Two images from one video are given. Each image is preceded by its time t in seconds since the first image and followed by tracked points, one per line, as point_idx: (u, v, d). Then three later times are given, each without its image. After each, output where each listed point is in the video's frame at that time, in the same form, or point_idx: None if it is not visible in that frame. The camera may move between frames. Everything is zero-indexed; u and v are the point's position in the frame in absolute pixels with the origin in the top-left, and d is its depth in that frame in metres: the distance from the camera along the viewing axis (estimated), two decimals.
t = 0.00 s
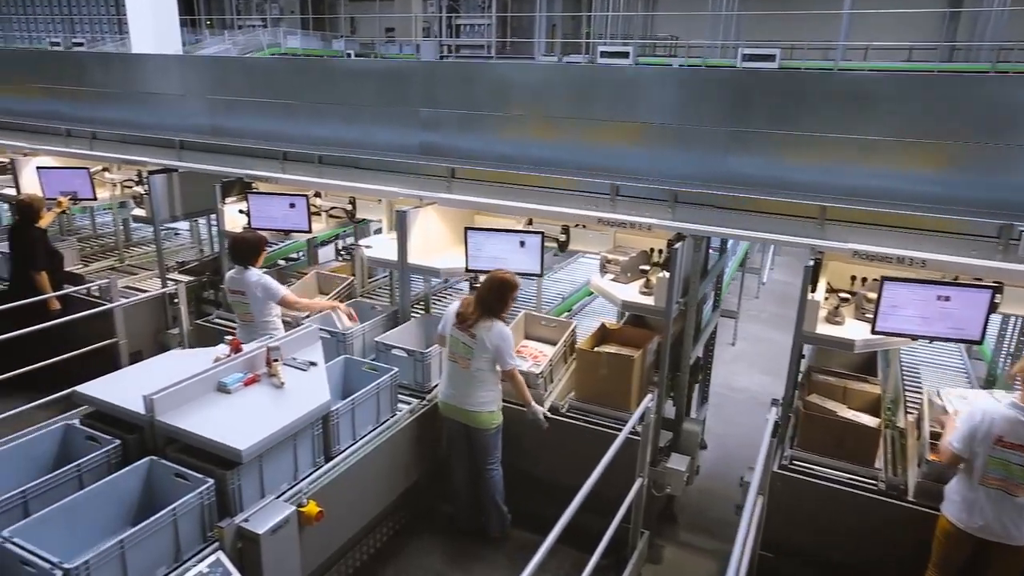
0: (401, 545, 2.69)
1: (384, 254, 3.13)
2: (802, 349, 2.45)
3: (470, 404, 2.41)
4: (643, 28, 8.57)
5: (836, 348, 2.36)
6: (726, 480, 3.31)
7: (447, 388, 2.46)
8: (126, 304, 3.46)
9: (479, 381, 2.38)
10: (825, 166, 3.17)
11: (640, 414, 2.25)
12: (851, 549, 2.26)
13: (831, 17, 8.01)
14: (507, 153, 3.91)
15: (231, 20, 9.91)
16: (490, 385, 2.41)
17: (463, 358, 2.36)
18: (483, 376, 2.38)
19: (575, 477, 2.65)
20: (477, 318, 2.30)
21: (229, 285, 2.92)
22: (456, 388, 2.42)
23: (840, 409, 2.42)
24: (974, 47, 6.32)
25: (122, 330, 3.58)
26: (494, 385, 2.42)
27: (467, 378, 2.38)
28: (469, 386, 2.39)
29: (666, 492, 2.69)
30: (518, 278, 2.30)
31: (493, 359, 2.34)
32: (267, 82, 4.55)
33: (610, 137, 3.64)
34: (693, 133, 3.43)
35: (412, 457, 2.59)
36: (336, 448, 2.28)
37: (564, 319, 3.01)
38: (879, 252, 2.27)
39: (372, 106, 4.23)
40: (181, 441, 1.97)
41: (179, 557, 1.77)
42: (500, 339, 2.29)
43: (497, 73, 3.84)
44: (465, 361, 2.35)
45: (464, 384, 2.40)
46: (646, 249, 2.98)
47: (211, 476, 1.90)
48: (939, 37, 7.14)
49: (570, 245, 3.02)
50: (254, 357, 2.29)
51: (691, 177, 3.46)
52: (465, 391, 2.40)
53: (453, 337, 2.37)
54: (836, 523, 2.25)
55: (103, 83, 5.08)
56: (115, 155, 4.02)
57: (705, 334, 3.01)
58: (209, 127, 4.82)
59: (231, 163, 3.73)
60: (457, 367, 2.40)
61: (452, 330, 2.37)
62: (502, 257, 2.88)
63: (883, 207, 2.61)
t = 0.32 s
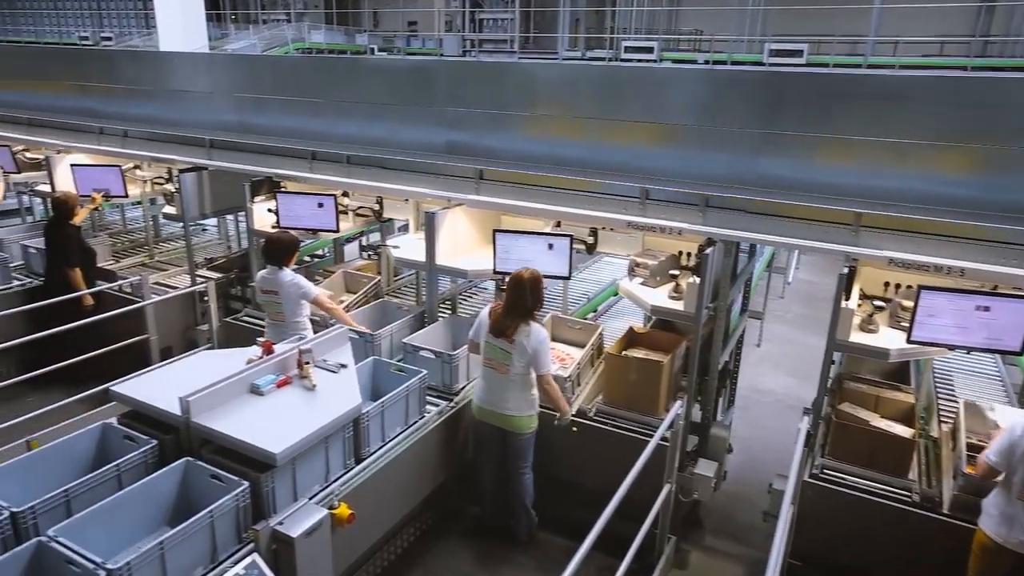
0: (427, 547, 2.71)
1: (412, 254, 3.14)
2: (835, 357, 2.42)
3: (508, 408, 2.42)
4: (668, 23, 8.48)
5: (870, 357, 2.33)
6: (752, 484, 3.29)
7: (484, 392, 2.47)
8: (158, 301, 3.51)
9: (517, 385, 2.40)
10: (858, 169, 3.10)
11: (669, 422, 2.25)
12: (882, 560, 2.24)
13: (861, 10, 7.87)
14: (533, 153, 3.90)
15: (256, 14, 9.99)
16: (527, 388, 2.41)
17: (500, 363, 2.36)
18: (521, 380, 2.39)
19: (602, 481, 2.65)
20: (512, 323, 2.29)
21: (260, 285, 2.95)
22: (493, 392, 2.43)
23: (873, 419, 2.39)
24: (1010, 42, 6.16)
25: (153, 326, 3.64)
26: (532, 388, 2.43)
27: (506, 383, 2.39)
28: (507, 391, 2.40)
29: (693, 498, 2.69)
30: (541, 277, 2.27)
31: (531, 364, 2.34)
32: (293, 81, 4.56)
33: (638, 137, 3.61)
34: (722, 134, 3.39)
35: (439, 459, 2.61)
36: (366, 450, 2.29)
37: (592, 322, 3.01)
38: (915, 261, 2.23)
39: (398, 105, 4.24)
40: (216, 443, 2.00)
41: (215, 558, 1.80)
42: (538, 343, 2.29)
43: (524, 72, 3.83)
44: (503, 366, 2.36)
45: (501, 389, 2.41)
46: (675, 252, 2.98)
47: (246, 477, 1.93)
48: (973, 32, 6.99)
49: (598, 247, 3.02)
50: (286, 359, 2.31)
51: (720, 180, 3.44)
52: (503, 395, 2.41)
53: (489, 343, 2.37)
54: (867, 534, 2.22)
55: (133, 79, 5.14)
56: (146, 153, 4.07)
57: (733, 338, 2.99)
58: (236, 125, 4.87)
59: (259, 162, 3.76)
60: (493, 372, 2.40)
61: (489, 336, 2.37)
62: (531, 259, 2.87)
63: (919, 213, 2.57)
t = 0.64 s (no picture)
0: (453, 549, 2.74)
1: (439, 255, 3.15)
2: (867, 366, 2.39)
3: (549, 415, 2.43)
4: (694, 17, 8.38)
5: (903, 366, 2.30)
6: (778, 490, 3.27)
7: (522, 401, 2.48)
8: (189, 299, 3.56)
9: (556, 391, 2.41)
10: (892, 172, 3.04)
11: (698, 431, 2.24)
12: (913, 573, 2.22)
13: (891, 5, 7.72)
14: (559, 153, 3.89)
15: (280, 8, 10.04)
16: (566, 393, 2.42)
17: (539, 371, 2.38)
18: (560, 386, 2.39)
19: (628, 485, 2.67)
20: (546, 329, 2.29)
21: (289, 286, 2.98)
22: (532, 400, 2.44)
23: (905, 429, 2.36)
24: None
25: (183, 324, 3.69)
26: (571, 393, 2.44)
27: (545, 389, 2.41)
28: (546, 397, 2.42)
29: (721, 504, 2.68)
30: (565, 281, 2.29)
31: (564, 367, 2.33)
32: (320, 79, 4.58)
33: (667, 137, 3.57)
34: (752, 135, 3.35)
35: (466, 462, 2.62)
36: (395, 453, 2.31)
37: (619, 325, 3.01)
38: (953, 270, 2.19)
39: (425, 105, 4.25)
40: (250, 446, 2.03)
41: (250, 560, 1.83)
42: (573, 345, 2.29)
43: (551, 72, 3.81)
44: (541, 374, 2.37)
45: (541, 396, 2.42)
46: (704, 256, 2.97)
47: (279, 480, 1.96)
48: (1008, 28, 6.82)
49: (626, 250, 3.03)
50: (317, 362, 2.33)
51: (750, 182, 3.40)
52: (543, 402, 2.43)
53: (524, 352, 2.38)
54: (899, 547, 2.20)
55: (162, 76, 5.19)
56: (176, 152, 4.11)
57: (762, 343, 2.97)
58: (263, 123, 4.91)
59: (287, 162, 3.79)
60: (532, 380, 2.42)
61: (523, 344, 2.37)
62: (559, 262, 2.88)
63: (956, 221, 2.52)
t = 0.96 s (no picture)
0: (478, 550, 2.76)
1: (466, 257, 3.16)
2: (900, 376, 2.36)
3: (585, 421, 2.45)
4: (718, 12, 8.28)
5: (937, 377, 2.26)
6: (803, 496, 3.24)
7: (554, 409, 2.49)
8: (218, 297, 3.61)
9: (591, 397, 2.44)
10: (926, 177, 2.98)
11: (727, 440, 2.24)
12: None
13: None
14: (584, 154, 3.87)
15: (303, 4, 10.09)
16: (600, 398, 2.45)
17: (573, 379, 2.40)
18: (594, 391, 2.43)
19: (655, 491, 2.67)
20: (579, 337, 2.32)
21: (315, 286, 3.00)
22: (565, 407, 2.46)
23: (939, 440, 2.33)
24: None
25: (212, 321, 3.75)
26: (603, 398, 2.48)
27: (579, 396, 2.43)
28: (581, 404, 2.44)
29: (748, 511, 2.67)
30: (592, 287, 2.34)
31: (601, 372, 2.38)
32: (346, 77, 4.61)
33: (694, 138, 3.51)
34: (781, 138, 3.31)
35: (492, 465, 2.63)
36: (423, 456, 2.33)
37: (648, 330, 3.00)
38: (990, 281, 2.14)
39: (450, 104, 4.25)
40: (282, 448, 2.05)
41: (283, 562, 1.87)
42: (608, 350, 2.33)
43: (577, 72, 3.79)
44: (576, 381, 2.40)
45: (576, 403, 2.44)
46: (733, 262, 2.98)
47: (311, 483, 1.98)
48: None
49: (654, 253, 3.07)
50: (347, 365, 2.35)
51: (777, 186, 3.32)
52: (577, 409, 2.45)
53: (557, 361, 2.40)
54: (930, 561, 2.17)
55: (190, 73, 5.25)
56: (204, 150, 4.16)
57: (790, 349, 2.94)
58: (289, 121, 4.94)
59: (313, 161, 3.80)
60: (566, 389, 2.44)
61: (556, 354, 2.40)
62: (586, 266, 2.88)
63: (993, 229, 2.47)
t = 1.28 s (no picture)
0: (502, 552, 2.78)
1: (492, 259, 3.18)
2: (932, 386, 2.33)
3: (612, 427, 2.47)
4: (742, 7, 8.19)
5: (970, 388, 2.24)
6: (828, 503, 3.22)
7: (581, 415, 2.51)
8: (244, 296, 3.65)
9: (619, 403, 2.46)
10: (960, 181, 2.92)
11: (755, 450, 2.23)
12: None
13: None
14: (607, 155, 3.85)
15: None
16: (627, 404, 2.48)
17: (603, 386, 2.43)
18: (622, 397, 2.45)
19: (679, 495, 2.67)
20: (609, 344, 2.35)
21: (341, 287, 3.01)
22: (592, 412, 2.48)
23: (971, 452, 2.30)
24: None
25: (238, 320, 3.79)
26: (631, 404, 2.50)
27: (607, 402, 2.45)
28: (609, 410, 2.46)
29: (773, 518, 2.67)
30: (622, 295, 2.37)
31: (629, 378, 2.41)
32: (370, 76, 4.62)
33: (720, 140, 3.47)
34: (810, 141, 3.27)
35: (516, 468, 2.65)
36: (450, 460, 2.34)
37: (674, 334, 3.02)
38: None
39: (474, 103, 4.26)
40: (312, 451, 2.08)
41: (314, 565, 1.89)
42: (637, 357, 2.36)
43: (603, 72, 3.76)
44: (605, 388, 2.42)
45: (604, 409, 2.47)
46: (760, 268, 2.99)
47: (341, 487, 2.01)
48: None
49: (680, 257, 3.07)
50: (375, 368, 2.37)
51: (804, 189, 3.26)
52: (605, 414, 2.47)
53: (587, 367, 2.43)
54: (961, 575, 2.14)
55: (215, 71, 5.29)
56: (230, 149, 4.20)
57: (816, 356, 2.92)
58: (312, 119, 4.97)
59: (337, 160, 3.81)
60: (595, 395, 2.46)
61: (585, 360, 2.43)
62: (613, 271, 2.88)
63: None
